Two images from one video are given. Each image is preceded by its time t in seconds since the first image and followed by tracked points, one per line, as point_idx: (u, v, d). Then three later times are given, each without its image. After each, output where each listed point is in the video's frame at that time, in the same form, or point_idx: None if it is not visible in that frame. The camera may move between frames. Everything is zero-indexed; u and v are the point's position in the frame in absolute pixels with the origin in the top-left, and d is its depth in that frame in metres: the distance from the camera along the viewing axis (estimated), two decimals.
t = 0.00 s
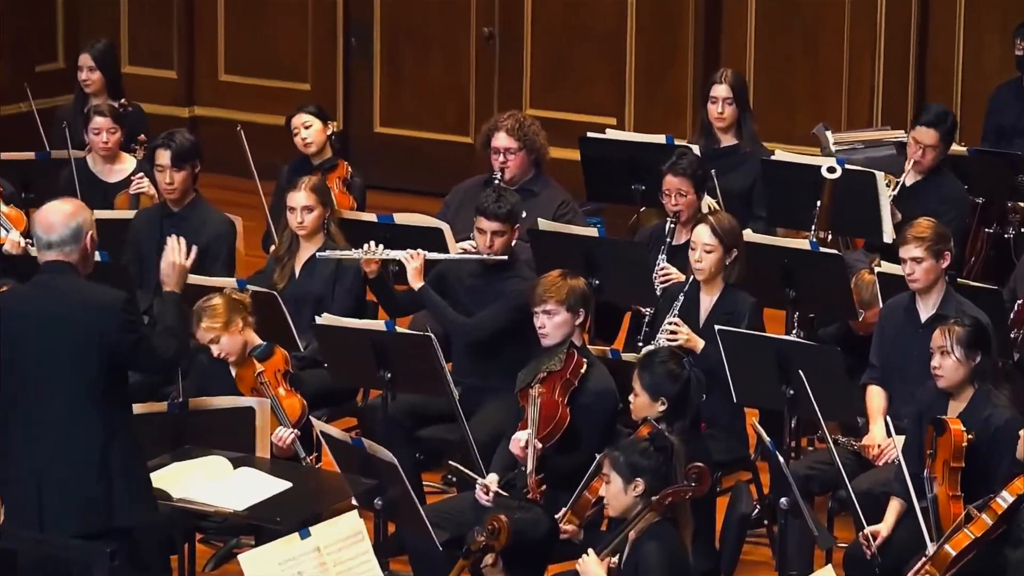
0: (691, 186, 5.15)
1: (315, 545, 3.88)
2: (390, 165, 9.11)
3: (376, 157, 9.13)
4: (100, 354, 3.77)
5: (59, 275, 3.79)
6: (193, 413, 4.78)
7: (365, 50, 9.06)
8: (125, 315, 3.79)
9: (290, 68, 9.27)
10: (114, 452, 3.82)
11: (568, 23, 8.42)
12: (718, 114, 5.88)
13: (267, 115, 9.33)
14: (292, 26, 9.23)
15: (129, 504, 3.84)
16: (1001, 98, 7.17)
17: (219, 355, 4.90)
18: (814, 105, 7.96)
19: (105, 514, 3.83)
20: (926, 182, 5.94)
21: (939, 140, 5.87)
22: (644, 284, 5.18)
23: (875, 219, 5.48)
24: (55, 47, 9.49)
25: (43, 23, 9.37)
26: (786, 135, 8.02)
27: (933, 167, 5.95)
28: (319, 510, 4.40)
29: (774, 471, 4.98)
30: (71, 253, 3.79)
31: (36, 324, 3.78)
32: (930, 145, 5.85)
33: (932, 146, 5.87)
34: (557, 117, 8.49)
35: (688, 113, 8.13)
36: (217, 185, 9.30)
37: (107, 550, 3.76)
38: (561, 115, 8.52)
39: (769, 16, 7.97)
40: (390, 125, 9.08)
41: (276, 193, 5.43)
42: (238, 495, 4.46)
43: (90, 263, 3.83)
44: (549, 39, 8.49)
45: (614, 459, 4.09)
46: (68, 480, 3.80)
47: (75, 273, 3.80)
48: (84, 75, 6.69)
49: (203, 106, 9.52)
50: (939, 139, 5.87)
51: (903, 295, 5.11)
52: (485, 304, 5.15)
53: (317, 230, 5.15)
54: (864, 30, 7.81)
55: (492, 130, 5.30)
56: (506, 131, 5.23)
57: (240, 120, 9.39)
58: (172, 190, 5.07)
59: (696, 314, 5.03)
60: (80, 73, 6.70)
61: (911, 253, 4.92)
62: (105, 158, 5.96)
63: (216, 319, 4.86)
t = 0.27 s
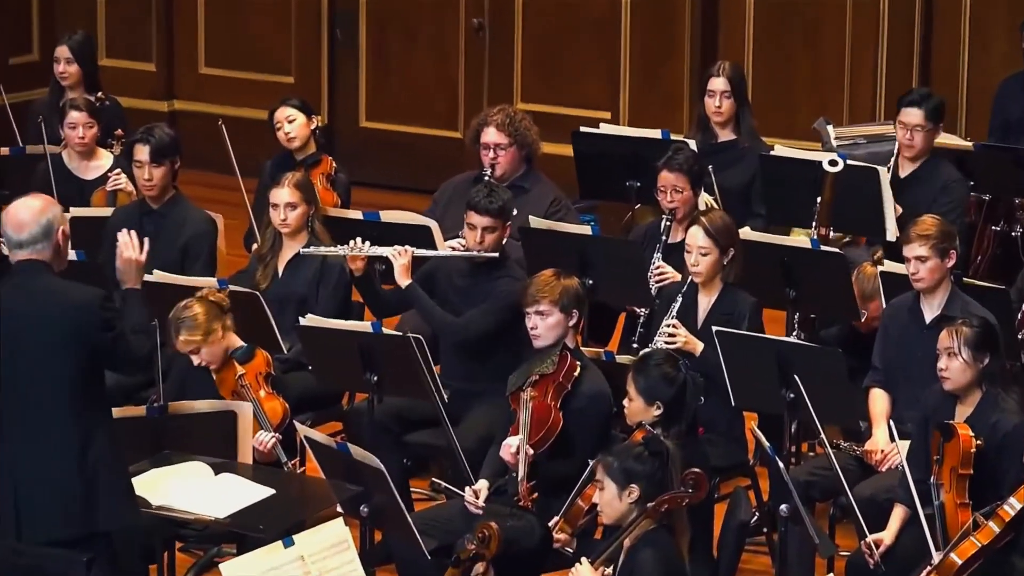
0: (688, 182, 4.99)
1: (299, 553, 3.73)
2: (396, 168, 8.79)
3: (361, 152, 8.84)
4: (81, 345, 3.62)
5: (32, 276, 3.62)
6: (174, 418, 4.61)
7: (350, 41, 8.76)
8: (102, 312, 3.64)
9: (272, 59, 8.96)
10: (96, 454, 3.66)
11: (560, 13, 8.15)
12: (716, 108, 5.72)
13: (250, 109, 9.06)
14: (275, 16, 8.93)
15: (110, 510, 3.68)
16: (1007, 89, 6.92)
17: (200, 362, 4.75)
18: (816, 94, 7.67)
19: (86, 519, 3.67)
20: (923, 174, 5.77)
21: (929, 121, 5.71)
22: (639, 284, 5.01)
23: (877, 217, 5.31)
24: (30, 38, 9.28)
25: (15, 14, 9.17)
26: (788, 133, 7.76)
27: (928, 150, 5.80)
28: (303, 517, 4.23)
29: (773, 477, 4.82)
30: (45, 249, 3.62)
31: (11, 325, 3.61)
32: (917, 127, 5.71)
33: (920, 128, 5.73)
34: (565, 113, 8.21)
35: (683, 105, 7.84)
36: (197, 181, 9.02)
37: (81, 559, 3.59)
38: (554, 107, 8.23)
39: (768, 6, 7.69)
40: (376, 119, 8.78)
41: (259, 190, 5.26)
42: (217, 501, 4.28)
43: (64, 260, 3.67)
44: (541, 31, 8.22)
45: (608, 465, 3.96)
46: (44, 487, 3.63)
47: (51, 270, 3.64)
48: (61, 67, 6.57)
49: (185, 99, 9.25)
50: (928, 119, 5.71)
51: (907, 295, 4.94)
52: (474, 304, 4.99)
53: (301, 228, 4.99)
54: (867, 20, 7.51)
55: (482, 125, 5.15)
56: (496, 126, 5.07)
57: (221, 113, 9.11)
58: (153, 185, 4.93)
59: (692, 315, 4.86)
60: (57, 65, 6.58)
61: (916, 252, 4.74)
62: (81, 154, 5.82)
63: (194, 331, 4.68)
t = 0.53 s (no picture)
0: (684, 178, 4.81)
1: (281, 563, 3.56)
2: (382, 164, 8.52)
3: (344, 146, 8.59)
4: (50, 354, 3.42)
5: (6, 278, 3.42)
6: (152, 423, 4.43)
7: (334, 32, 8.50)
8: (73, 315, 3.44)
9: (253, 51, 8.70)
10: (71, 459, 3.48)
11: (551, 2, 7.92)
12: (713, 102, 5.54)
13: (227, 101, 8.81)
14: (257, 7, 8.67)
15: (83, 521, 3.50)
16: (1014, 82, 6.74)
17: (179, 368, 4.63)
18: (816, 83, 7.47)
19: (58, 529, 3.48)
20: (927, 167, 5.58)
21: (920, 112, 5.52)
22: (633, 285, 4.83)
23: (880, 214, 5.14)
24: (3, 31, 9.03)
25: None
26: (793, 127, 7.54)
27: (925, 143, 5.60)
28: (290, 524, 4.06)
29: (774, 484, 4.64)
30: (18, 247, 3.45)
31: None
32: (909, 117, 5.52)
33: (912, 119, 5.54)
34: (562, 108, 7.96)
35: (679, 97, 7.66)
36: (175, 177, 8.76)
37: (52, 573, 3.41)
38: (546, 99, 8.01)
39: None
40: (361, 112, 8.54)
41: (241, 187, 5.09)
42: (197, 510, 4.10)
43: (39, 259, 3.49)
44: (532, 22, 7.99)
45: (602, 472, 3.79)
46: (13, 498, 3.44)
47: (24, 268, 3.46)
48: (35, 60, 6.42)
49: (162, 93, 8.98)
50: (919, 110, 5.52)
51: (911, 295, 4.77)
52: (463, 307, 4.82)
53: (283, 226, 4.82)
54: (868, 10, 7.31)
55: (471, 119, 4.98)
56: (485, 120, 4.90)
57: (199, 106, 8.86)
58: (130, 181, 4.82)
59: (689, 315, 4.71)
60: (31, 57, 6.43)
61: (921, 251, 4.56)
62: (57, 149, 5.64)
63: (173, 337, 4.56)
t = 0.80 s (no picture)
0: (681, 175, 4.65)
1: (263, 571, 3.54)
2: (367, 160, 8.33)
3: (329, 141, 8.41)
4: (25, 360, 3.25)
5: None
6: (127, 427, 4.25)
7: (320, 21, 8.33)
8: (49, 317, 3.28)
9: (235, 43, 8.54)
10: (43, 466, 3.30)
11: None
12: (710, 95, 5.40)
13: (204, 94, 8.65)
14: None
15: (55, 531, 3.31)
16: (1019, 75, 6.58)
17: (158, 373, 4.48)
18: (815, 83, 7.30)
19: (29, 541, 3.30)
20: (929, 162, 5.42)
21: (917, 107, 5.36)
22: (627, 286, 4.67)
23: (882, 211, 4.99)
24: None
25: None
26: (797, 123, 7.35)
27: (924, 137, 5.45)
28: (271, 527, 3.89)
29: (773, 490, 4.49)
30: None
31: None
32: (906, 113, 5.36)
33: (910, 114, 5.38)
34: (557, 101, 7.76)
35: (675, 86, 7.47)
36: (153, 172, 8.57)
37: None
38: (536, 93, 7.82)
39: None
40: (347, 106, 8.36)
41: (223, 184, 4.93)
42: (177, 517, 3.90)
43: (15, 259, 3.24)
44: (522, 13, 7.80)
45: (595, 478, 3.65)
46: None
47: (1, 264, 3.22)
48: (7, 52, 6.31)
49: (139, 86, 8.83)
50: (916, 105, 5.36)
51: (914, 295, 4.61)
52: (457, 309, 4.66)
53: (265, 224, 4.66)
54: None
55: (459, 113, 4.83)
56: (473, 114, 4.76)
57: (177, 99, 8.70)
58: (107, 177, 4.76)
59: (685, 314, 4.54)
60: (2, 49, 6.32)
61: (925, 250, 4.40)
62: (31, 144, 5.49)
63: (152, 341, 4.41)
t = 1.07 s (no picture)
0: (685, 170, 4.52)
1: None
2: (358, 153, 8.12)
3: (321, 137, 8.19)
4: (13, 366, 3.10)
5: None
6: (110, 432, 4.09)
7: (310, 13, 8.11)
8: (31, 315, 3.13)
9: (224, 33, 8.31)
10: (25, 467, 3.16)
11: None
12: (715, 87, 5.26)
13: (188, 87, 8.41)
14: None
15: (32, 539, 3.17)
16: None
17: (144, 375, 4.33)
18: (824, 82, 7.03)
19: (6, 548, 3.16)
20: (942, 157, 5.27)
21: (928, 100, 5.21)
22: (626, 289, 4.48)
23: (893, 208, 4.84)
24: None
25: None
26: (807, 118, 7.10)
27: (936, 133, 5.29)
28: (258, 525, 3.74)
29: (779, 496, 4.33)
30: None
31: None
32: (917, 107, 5.21)
33: (922, 108, 5.23)
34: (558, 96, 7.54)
35: (680, 59, 7.14)
36: (136, 167, 8.36)
37: None
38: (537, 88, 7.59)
39: None
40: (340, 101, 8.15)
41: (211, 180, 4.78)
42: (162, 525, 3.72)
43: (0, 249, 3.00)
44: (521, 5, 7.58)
45: (596, 484, 3.49)
46: None
47: None
48: None
49: (124, 78, 8.60)
50: (928, 97, 5.21)
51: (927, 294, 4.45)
52: (454, 307, 4.49)
53: (255, 222, 4.51)
54: None
55: (455, 107, 4.68)
56: (470, 109, 4.61)
57: (162, 92, 8.47)
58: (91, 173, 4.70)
59: (690, 313, 4.40)
60: None
61: (937, 248, 4.24)
62: (14, 139, 5.37)
63: (138, 343, 4.25)
